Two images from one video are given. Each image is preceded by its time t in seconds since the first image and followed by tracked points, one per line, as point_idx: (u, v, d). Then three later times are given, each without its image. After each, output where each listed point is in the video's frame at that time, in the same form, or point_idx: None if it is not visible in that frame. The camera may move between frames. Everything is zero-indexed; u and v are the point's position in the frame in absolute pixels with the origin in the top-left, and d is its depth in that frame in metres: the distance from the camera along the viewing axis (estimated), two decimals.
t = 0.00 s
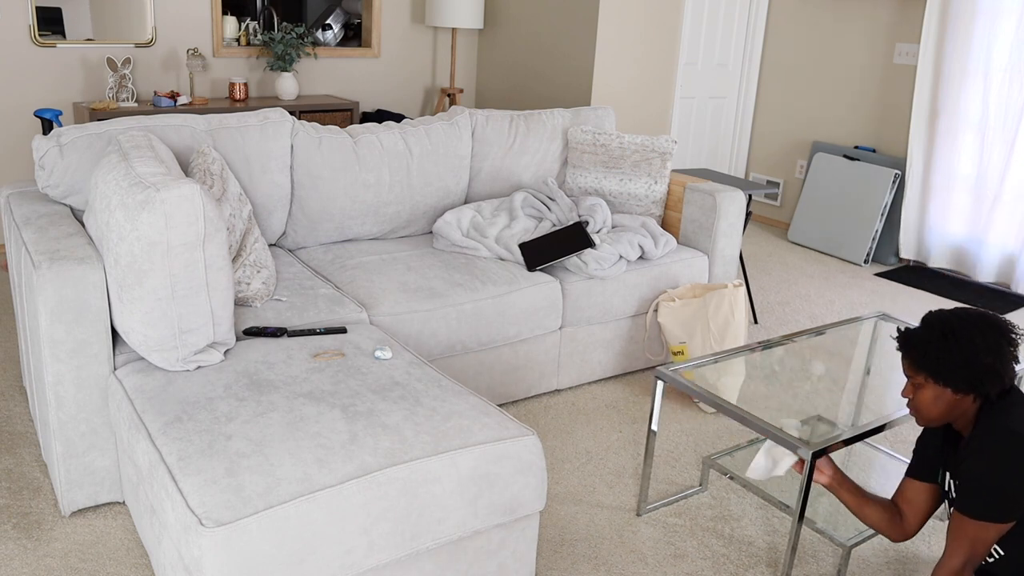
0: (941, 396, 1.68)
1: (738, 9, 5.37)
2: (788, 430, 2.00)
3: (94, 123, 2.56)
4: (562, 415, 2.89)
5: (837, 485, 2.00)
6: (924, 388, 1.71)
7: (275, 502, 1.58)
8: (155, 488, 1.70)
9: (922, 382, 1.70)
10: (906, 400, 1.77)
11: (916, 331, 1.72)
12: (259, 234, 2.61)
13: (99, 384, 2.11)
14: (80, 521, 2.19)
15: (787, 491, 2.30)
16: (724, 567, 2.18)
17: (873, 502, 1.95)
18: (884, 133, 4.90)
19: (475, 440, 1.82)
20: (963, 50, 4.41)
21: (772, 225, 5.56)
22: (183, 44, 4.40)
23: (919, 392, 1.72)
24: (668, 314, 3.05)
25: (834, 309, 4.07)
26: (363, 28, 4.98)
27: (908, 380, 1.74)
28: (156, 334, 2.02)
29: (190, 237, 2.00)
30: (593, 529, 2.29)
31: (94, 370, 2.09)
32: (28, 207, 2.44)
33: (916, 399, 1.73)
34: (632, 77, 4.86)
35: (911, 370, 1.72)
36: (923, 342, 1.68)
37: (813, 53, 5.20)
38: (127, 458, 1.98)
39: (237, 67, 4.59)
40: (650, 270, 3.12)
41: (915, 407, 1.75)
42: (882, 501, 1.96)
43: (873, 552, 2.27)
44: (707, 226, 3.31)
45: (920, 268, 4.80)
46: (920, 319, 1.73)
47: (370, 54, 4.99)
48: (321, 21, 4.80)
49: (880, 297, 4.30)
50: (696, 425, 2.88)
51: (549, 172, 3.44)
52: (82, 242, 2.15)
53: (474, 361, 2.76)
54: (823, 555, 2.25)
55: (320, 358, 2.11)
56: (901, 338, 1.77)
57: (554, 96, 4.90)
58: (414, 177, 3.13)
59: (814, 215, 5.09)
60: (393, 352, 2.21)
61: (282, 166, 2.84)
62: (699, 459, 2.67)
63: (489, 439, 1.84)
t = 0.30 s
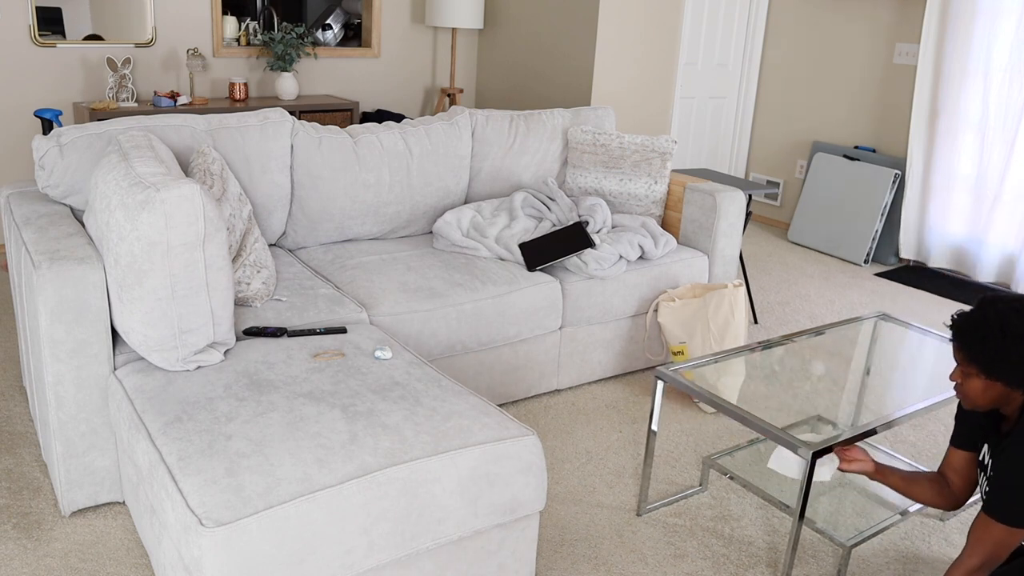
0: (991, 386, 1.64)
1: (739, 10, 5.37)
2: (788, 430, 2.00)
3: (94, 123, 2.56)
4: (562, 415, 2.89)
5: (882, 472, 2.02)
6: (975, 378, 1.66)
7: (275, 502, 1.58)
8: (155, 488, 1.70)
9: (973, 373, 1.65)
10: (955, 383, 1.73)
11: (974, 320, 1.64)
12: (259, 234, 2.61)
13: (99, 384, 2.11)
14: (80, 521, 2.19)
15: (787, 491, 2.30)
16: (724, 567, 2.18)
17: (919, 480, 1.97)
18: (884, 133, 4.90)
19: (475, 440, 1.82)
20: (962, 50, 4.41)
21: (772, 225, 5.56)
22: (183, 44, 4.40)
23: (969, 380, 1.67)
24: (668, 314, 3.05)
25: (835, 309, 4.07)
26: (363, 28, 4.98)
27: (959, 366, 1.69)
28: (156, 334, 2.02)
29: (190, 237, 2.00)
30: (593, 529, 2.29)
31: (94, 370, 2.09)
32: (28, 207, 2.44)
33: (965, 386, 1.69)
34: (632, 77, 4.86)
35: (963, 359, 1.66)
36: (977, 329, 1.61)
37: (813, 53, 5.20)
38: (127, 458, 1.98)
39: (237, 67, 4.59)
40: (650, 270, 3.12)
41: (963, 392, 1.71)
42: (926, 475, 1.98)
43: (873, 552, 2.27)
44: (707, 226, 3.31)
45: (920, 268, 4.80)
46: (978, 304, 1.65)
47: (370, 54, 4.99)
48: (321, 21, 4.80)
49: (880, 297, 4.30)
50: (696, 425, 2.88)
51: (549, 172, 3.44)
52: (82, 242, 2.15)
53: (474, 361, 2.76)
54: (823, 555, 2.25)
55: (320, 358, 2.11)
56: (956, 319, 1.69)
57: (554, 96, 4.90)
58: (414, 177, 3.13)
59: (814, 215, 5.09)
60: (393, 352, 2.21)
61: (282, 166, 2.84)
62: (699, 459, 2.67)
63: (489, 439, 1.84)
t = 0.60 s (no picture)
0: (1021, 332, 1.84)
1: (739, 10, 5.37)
2: (788, 430, 2.00)
3: (94, 123, 2.56)
4: (562, 415, 2.89)
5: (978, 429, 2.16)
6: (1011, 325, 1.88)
7: (275, 502, 1.58)
8: (155, 488, 1.70)
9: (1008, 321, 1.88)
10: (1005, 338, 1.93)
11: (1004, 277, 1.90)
12: (259, 234, 2.61)
13: (99, 384, 2.11)
14: (80, 521, 2.19)
15: (787, 491, 2.30)
16: (724, 567, 2.18)
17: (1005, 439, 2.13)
18: (884, 133, 4.90)
19: (475, 440, 1.82)
20: (962, 50, 4.41)
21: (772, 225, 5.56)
22: (183, 44, 4.40)
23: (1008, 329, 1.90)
24: (668, 314, 3.05)
25: (835, 309, 4.07)
26: (363, 28, 4.98)
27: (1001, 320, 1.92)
28: (156, 334, 2.02)
29: (189, 237, 2.00)
30: (593, 529, 2.29)
31: (94, 370, 2.09)
32: (29, 207, 2.44)
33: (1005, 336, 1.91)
34: (632, 77, 4.86)
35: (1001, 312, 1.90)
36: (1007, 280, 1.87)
37: (813, 53, 5.20)
38: (127, 458, 1.98)
39: (237, 67, 4.59)
40: (650, 270, 3.12)
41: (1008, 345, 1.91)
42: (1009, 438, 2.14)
43: (874, 551, 2.27)
44: (707, 226, 3.31)
45: (920, 268, 4.80)
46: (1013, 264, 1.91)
47: (370, 53, 4.99)
48: (321, 21, 4.80)
49: (881, 297, 4.30)
50: (696, 425, 2.88)
51: (549, 172, 3.44)
52: (82, 242, 2.15)
53: (474, 361, 2.76)
54: (823, 554, 2.25)
55: (320, 358, 2.11)
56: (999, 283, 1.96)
57: (554, 96, 4.90)
58: (414, 177, 3.13)
59: (814, 215, 5.09)
60: (393, 352, 2.21)
61: (282, 166, 2.84)
62: (699, 459, 2.67)
63: (489, 439, 1.84)
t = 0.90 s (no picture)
0: None
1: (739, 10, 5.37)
2: (788, 431, 1.99)
3: (94, 123, 2.56)
4: (562, 415, 2.89)
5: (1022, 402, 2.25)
6: None
7: (275, 502, 1.58)
8: (155, 488, 1.70)
9: None
10: None
11: None
12: (259, 234, 2.61)
13: (99, 384, 2.11)
14: (79, 521, 2.19)
15: (787, 491, 2.30)
16: (724, 567, 2.18)
17: None
18: (884, 133, 4.90)
19: (475, 440, 1.82)
20: (962, 50, 4.42)
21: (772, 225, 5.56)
22: (183, 44, 4.40)
23: None
24: (668, 314, 3.05)
25: (835, 309, 4.07)
26: (363, 28, 4.98)
27: None
28: (156, 334, 2.02)
29: (189, 237, 2.00)
30: (593, 529, 2.29)
31: (94, 370, 2.09)
32: (29, 207, 2.44)
33: None
34: (632, 78, 4.86)
35: None
36: None
37: (813, 53, 5.20)
38: (127, 458, 1.98)
39: (237, 67, 4.59)
40: (650, 270, 3.12)
41: None
42: None
43: (874, 551, 2.27)
44: (707, 226, 3.31)
45: (920, 268, 4.80)
46: None
47: (370, 53, 4.99)
48: (321, 21, 4.80)
49: (881, 296, 4.30)
50: (696, 425, 2.88)
51: (549, 172, 3.44)
52: (82, 242, 2.15)
53: (474, 361, 2.76)
54: (823, 554, 2.25)
55: (320, 358, 2.11)
56: None
57: (554, 96, 4.90)
58: (414, 177, 3.13)
59: (814, 215, 5.09)
60: (393, 352, 2.21)
61: (282, 166, 2.84)
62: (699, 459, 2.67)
63: (489, 439, 1.83)
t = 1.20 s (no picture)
0: None
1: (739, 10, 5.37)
2: (789, 431, 1.99)
3: (94, 123, 2.56)
4: (562, 415, 2.89)
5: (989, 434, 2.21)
6: None
7: (275, 502, 1.58)
8: (155, 488, 1.70)
9: None
10: None
11: None
12: (259, 234, 2.61)
13: (99, 384, 2.11)
14: (79, 521, 2.19)
15: (787, 491, 2.30)
16: (724, 567, 2.18)
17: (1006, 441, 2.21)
18: (884, 133, 4.90)
19: (475, 440, 1.82)
20: (962, 50, 4.42)
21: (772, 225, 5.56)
22: (183, 44, 4.40)
23: None
24: (668, 314, 3.05)
25: (835, 309, 4.07)
26: (363, 28, 4.98)
27: None
28: (156, 334, 2.02)
29: (189, 237, 2.00)
30: (593, 529, 2.29)
31: (94, 370, 2.09)
32: (29, 207, 2.44)
33: None
34: (632, 78, 4.86)
35: None
36: None
37: (813, 53, 5.20)
38: (127, 458, 1.98)
39: (237, 67, 4.59)
40: (650, 270, 3.12)
41: None
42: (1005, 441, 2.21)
43: (873, 551, 2.27)
44: (706, 226, 3.31)
45: (920, 268, 4.80)
46: None
47: (370, 53, 4.99)
48: (321, 21, 4.80)
49: (881, 296, 4.30)
50: (697, 425, 2.88)
51: (549, 172, 3.44)
52: (82, 242, 2.15)
53: (474, 361, 2.76)
54: (823, 554, 2.25)
55: (320, 358, 2.11)
56: None
57: (554, 96, 4.90)
58: (414, 177, 3.13)
59: (814, 215, 5.08)
60: (393, 352, 2.21)
61: (282, 166, 2.84)
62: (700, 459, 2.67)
63: (489, 439, 1.83)
